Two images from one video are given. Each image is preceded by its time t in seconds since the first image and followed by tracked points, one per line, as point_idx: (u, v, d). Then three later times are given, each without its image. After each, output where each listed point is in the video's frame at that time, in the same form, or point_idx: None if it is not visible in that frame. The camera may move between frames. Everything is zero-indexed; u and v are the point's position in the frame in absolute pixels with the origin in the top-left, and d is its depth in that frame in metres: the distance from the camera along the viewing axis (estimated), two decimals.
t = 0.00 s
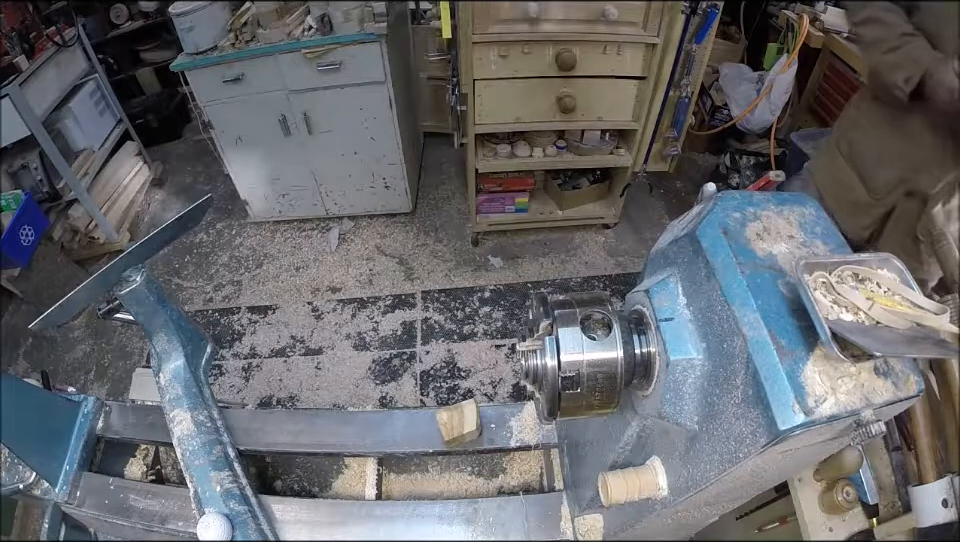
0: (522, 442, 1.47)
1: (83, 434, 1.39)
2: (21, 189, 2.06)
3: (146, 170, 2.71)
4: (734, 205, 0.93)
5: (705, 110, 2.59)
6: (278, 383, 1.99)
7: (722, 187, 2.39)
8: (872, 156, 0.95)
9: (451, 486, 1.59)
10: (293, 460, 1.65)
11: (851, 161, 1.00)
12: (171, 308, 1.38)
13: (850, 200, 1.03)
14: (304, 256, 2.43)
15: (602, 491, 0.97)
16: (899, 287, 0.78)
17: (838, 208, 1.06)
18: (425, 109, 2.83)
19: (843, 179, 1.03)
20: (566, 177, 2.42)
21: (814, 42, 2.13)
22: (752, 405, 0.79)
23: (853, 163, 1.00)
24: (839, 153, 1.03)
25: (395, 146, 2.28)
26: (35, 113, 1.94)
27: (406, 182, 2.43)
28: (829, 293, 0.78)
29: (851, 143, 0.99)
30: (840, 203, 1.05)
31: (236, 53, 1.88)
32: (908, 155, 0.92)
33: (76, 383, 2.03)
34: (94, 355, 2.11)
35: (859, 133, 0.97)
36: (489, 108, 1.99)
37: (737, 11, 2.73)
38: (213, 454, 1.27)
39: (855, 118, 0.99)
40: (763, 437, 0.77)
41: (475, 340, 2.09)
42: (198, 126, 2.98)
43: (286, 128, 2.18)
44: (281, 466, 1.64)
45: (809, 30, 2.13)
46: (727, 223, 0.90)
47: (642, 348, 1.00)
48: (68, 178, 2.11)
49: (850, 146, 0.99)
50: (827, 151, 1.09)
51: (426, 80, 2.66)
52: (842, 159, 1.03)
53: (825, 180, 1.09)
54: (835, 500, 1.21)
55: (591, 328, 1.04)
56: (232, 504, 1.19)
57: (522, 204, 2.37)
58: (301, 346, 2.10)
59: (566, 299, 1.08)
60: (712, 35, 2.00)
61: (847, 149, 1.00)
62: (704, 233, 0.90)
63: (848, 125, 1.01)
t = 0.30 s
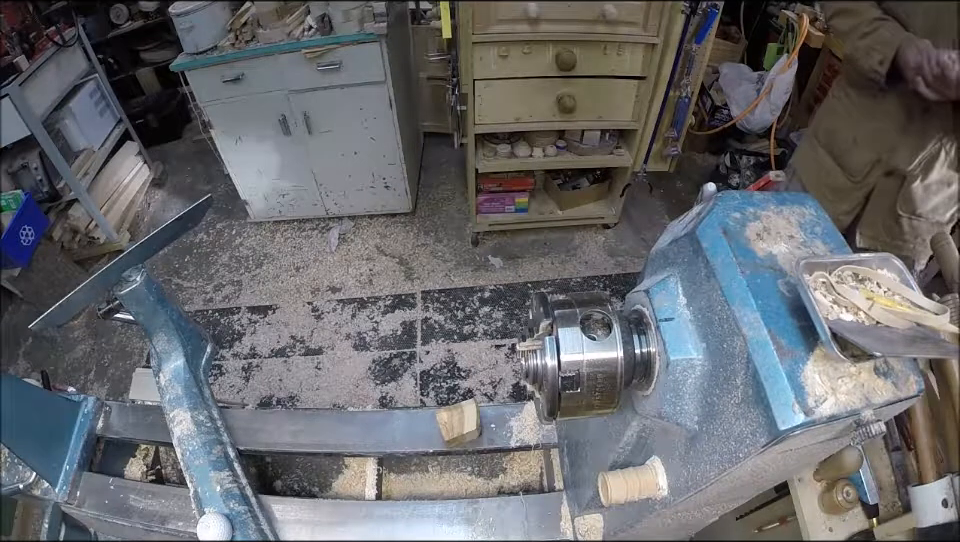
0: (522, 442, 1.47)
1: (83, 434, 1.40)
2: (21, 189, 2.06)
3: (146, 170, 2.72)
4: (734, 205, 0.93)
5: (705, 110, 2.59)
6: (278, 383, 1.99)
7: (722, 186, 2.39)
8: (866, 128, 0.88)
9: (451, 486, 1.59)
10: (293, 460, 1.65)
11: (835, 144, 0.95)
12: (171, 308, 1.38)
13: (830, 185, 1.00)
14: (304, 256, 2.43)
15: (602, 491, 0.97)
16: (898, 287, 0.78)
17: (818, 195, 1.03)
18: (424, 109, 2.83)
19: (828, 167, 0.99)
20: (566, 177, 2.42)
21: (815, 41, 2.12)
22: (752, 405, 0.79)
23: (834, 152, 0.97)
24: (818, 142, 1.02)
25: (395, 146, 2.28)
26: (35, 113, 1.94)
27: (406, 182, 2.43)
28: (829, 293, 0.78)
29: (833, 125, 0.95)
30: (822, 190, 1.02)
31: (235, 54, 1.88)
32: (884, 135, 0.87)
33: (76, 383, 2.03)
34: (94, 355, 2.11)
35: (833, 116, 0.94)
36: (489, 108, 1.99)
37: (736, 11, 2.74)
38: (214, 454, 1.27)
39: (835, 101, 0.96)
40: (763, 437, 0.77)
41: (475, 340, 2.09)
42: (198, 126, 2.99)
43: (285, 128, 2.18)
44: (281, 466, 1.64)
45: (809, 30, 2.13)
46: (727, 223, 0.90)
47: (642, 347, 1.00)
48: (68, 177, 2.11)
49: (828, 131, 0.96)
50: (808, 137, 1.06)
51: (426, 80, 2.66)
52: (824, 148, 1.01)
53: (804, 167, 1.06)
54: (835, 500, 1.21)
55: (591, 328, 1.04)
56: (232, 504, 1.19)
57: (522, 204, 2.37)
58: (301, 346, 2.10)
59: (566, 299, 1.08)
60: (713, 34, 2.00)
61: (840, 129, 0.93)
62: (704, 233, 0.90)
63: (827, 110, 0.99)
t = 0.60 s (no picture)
0: (522, 442, 1.47)
1: (83, 434, 1.40)
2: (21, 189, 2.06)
3: (146, 170, 2.72)
4: (734, 205, 0.93)
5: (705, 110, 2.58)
6: (278, 383, 1.99)
7: (722, 186, 2.39)
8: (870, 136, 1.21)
9: (451, 486, 1.59)
10: (293, 460, 1.65)
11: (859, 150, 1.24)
12: (171, 308, 1.38)
13: (831, 186, 1.29)
14: (304, 256, 2.43)
15: (602, 491, 0.97)
16: (898, 287, 0.78)
17: (821, 194, 1.30)
18: (424, 109, 2.83)
19: (822, 165, 1.31)
20: (566, 177, 2.42)
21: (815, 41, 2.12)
22: (752, 405, 0.79)
23: (834, 155, 1.29)
24: (817, 145, 1.34)
25: (395, 146, 2.28)
26: (35, 113, 1.94)
27: (406, 182, 2.43)
28: (828, 293, 0.78)
29: (829, 135, 1.30)
30: (825, 190, 1.30)
31: (235, 54, 1.89)
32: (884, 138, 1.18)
33: (76, 383, 2.03)
34: (94, 355, 2.11)
35: (836, 123, 1.28)
36: (489, 108, 1.99)
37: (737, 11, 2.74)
38: (213, 454, 1.27)
39: (833, 112, 1.30)
40: (763, 437, 0.77)
41: (475, 340, 2.09)
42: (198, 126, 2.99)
43: (285, 128, 2.18)
44: (281, 466, 1.64)
45: (809, 30, 2.12)
46: (727, 223, 0.90)
47: (642, 348, 1.00)
48: (68, 177, 2.11)
49: (830, 136, 1.29)
50: (807, 141, 1.39)
51: (426, 80, 2.66)
52: (823, 150, 1.32)
53: (807, 167, 1.34)
54: (835, 500, 1.21)
55: (591, 328, 1.04)
56: (232, 504, 1.19)
57: (522, 204, 2.37)
58: (301, 346, 2.10)
59: (566, 299, 1.08)
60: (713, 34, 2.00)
61: (827, 142, 1.31)
62: (704, 233, 0.90)
63: (825, 117, 1.33)
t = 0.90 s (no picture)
0: (522, 442, 1.47)
1: (83, 434, 1.40)
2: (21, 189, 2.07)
3: (146, 170, 2.72)
4: (734, 205, 0.93)
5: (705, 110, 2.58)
6: (278, 383, 1.99)
7: (722, 187, 2.39)
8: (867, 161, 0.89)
9: (451, 486, 1.59)
10: (293, 460, 1.65)
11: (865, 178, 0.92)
12: (171, 308, 1.37)
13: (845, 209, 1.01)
14: (304, 257, 2.43)
15: (602, 491, 0.97)
16: (898, 287, 0.78)
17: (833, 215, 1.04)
18: (424, 109, 2.83)
19: (832, 187, 1.03)
20: (566, 177, 2.42)
21: (815, 42, 2.12)
22: (752, 405, 0.79)
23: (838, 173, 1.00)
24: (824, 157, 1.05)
25: (395, 146, 2.28)
26: (35, 113, 1.94)
27: (406, 182, 2.43)
28: (829, 293, 0.78)
29: (830, 151, 1.00)
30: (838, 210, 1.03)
31: (235, 53, 1.90)
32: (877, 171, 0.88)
33: (76, 383, 2.03)
34: (94, 355, 2.11)
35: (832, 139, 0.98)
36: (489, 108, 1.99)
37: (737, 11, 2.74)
38: (213, 454, 1.27)
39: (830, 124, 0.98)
40: (763, 437, 0.77)
41: (475, 340, 2.09)
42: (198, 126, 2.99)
43: (285, 128, 2.18)
44: (281, 466, 1.64)
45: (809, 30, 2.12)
46: (727, 223, 0.90)
47: (642, 348, 1.00)
48: (68, 177, 2.11)
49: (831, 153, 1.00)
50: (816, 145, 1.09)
51: (426, 80, 2.66)
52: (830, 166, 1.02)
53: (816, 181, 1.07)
54: (835, 500, 1.22)
55: (591, 328, 1.04)
56: (232, 504, 1.19)
57: (522, 204, 2.37)
58: (301, 346, 2.10)
59: (566, 299, 1.08)
60: (713, 34, 2.00)
61: (831, 159, 1.01)
62: (704, 233, 0.90)
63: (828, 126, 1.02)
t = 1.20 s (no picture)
0: (522, 442, 1.47)
1: (83, 434, 1.40)
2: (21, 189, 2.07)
3: (146, 170, 2.72)
4: (734, 205, 0.93)
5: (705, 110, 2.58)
6: (278, 383, 1.99)
7: (722, 187, 2.39)
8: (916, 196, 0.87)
9: (451, 486, 1.59)
10: (293, 460, 1.65)
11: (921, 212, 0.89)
12: (171, 307, 1.38)
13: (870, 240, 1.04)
14: (304, 257, 2.43)
15: (602, 491, 0.97)
16: (898, 287, 0.78)
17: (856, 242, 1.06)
18: (424, 109, 2.83)
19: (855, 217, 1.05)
20: (566, 177, 2.42)
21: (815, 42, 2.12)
22: (752, 405, 0.79)
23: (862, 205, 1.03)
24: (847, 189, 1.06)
25: (395, 146, 2.28)
26: (35, 113, 1.94)
27: (406, 182, 2.43)
28: (829, 293, 0.78)
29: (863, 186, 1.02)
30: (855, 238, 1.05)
31: (235, 53, 1.91)
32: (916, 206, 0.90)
33: (76, 383, 2.03)
34: (94, 354, 2.11)
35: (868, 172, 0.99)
36: (489, 108, 1.99)
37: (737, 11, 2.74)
38: (213, 454, 1.27)
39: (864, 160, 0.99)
40: (763, 437, 0.77)
41: (475, 340, 2.09)
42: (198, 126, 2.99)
43: (285, 128, 2.18)
44: (281, 466, 1.64)
45: (809, 30, 2.12)
46: (727, 223, 0.90)
47: (642, 348, 1.00)
48: (68, 177, 2.11)
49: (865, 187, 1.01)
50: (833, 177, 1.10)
51: (426, 80, 2.66)
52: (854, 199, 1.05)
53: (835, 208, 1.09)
54: (836, 500, 1.23)
55: (591, 328, 1.04)
56: (232, 504, 1.19)
57: (522, 204, 2.37)
58: (301, 346, 2.10)
59: (566, 299, 1.08)
60: (713, 34, 2.00)
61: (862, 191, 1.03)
62: (704, 233, 0.90)
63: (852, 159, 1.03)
